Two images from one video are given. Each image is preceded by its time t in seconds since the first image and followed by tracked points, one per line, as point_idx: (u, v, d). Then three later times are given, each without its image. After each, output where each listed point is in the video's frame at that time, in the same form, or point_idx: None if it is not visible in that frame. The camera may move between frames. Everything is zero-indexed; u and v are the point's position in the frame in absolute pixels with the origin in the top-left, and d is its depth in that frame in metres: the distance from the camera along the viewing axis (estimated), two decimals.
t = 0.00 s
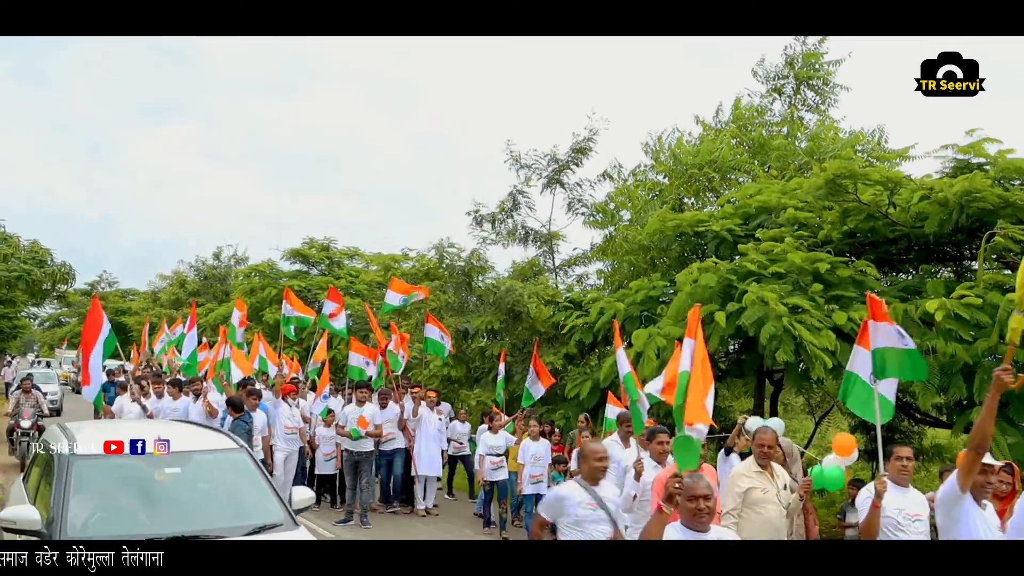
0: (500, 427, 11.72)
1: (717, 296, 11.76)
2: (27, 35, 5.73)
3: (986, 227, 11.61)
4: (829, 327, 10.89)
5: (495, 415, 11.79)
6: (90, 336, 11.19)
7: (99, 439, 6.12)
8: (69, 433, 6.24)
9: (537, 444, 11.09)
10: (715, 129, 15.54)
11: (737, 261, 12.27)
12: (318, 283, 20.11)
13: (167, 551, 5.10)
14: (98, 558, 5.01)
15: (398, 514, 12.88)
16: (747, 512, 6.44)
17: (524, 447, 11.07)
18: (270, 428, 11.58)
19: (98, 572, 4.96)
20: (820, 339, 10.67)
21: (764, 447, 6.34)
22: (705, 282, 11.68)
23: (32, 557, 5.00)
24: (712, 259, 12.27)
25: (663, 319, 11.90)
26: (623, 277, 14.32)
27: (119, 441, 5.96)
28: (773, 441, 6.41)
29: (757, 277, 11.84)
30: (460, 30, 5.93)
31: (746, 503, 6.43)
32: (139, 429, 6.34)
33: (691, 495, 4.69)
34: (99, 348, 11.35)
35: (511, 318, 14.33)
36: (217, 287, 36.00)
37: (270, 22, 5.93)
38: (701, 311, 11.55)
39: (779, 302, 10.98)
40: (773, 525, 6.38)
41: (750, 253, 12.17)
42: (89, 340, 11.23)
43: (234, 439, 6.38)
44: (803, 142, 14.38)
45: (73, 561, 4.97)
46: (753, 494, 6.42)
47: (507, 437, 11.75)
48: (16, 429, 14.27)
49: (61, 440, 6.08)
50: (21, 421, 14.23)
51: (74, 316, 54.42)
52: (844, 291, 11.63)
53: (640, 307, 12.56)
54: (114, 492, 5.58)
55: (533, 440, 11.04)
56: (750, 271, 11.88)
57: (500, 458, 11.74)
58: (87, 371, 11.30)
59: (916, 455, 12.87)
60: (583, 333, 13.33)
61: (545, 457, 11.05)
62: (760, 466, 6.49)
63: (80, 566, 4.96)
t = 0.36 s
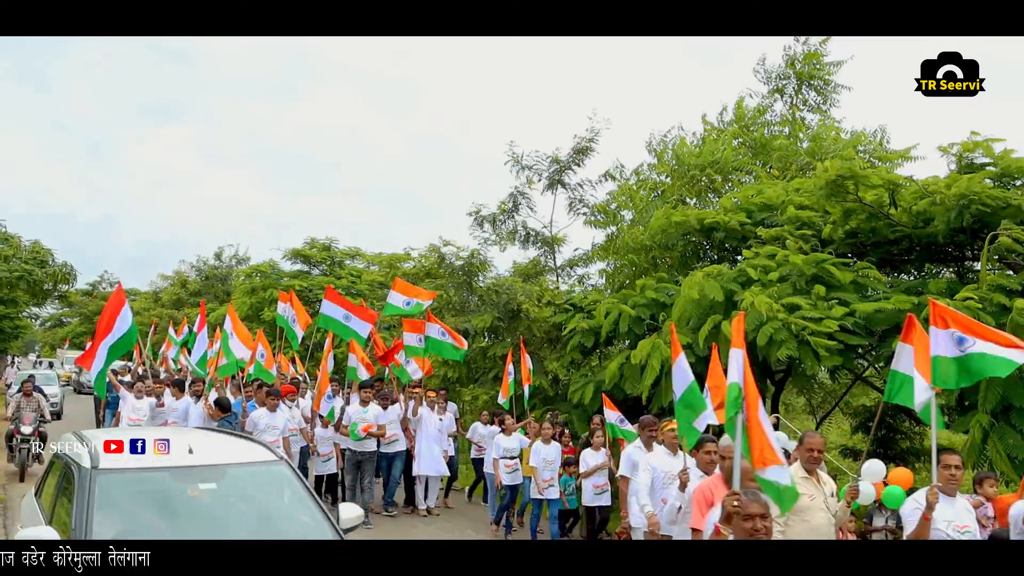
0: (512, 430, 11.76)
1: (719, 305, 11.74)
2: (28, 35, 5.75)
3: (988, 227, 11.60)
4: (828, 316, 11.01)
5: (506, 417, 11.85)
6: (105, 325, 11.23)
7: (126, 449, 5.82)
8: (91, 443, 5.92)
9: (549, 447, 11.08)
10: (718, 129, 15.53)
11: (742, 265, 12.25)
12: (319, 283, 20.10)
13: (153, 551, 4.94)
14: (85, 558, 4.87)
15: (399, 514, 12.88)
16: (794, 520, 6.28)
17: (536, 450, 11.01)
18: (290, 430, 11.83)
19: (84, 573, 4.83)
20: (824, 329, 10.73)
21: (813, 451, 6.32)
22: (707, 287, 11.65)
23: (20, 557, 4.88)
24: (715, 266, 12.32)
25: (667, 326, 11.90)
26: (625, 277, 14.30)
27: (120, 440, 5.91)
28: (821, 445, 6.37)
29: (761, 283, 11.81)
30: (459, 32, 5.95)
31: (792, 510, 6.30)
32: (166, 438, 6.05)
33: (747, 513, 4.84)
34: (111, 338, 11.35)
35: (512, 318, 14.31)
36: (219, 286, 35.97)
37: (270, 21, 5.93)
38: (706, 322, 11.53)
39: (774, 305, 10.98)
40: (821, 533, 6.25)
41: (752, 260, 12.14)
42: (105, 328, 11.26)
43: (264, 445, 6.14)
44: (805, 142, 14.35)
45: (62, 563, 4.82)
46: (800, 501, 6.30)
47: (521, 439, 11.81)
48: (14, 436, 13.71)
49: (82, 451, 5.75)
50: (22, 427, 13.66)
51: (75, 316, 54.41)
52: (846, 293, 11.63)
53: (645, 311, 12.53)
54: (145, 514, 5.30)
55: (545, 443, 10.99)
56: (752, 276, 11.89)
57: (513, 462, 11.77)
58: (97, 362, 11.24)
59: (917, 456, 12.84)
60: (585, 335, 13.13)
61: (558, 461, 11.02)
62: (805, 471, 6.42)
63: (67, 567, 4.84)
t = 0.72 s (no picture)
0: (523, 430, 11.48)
1: (724, 307, 11.70)
2: (26, 35, 5.74)
3: (993, 226, 11.56)
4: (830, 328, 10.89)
5: (515, 418, 11.56)
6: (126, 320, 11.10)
7: (160, 464, 5.41)
8: (120, 457, 5.50)
9: (568, 447, 10.64)
10: (720, 126, 15.50)
11: (745, 265, 12.21)
12: (322, 282, 20.11)
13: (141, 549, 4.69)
14: (72, 558, 4.75)
15: (403, 513, 12.87)
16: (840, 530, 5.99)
17: (553, 451, 10.61)
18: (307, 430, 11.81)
19: (72, 573, 4.72)
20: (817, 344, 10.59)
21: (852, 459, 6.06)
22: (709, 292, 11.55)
23: (8, 558, 4.88)
24: (719, 266, 12.27)
25: (670, 330, 11.83)
26: (628, 275, 14.27)
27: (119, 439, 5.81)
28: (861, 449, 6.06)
29: (767, 284, 11.76)
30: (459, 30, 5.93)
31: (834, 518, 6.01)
32: (199, 454, 5.66)
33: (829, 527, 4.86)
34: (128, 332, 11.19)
35: (514, 315, 14.29)
36: (221, 284, 36.01)
37: (267, 22, 5.88)
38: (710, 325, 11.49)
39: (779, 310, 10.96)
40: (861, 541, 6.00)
41: (756, 262, 12.02)
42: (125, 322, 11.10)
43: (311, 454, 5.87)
44: (809, 140, 14.33)
45: (49, 561, 4.80)
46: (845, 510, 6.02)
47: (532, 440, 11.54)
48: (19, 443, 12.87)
49: (110, 465, 5.32)
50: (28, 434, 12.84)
51: (79, 314, 54.48)
52: (849, 295, 11.60)
53: (648, 312, 12.49)
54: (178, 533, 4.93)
55: (563, 443, 10.60)
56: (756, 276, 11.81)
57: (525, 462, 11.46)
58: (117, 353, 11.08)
59: (921, 455, 12.80)
60: (586, 336, 13.11)
61: (576, 463, 10.67)
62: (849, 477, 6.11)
63: (55, 567, 4.77)
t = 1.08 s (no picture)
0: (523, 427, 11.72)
1: (727, 309, 11.70)
2: (25, 35, 5.76)
3: (996, 227, 11.50)
4: (832, 334, 10.85)
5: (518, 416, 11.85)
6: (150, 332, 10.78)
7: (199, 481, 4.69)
8: (150, 473, 4.83)
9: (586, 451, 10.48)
10: (724, 126, 15.47)
11: (746, 265, 12.20)
12: (325, 282, 20.13)
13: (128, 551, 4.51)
14: (59, 558, 4.85)
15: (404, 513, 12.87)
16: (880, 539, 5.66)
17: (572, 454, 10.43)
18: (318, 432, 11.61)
19: (58, 572, 4.80)
20: (818, 351, 10.57)
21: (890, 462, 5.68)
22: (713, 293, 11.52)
23: None
24: (724, 266, 12.26)
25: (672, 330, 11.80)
26: (632, 274, 14.22)
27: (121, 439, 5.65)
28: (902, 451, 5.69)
29: (769, 286, 11.74)
30: (458, 31, 5.93)
31: (876, 527, 5.66)
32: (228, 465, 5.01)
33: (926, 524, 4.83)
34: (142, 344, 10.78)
35: (516, 315, 14.28)
36: (224, 284, 36.06)
37: (266, 22, 5.89)
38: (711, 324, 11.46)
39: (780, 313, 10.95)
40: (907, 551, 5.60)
41: (756, 262, 11.98)
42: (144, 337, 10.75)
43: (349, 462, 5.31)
44: (813, 140, 14.29)
45: (34, 561, 4.86)
46: (886, 517, 5.65)
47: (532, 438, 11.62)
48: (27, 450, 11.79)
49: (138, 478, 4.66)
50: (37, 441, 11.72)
51: (83, 314, 54.59)
52: (852, 297, 11.59)
53: (651, 313, 12.50)
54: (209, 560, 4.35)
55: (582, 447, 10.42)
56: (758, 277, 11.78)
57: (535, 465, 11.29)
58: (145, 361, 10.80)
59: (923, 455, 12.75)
60: (588, 336, 13.12)
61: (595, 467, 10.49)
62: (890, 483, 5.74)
63: (41, 567, 4.83)
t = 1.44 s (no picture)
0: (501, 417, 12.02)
1: (731, 304, 11.68)
2: (25, 35, 5.74)
3: (998, 228, 11.45)
4: (836, 327, 10.86)
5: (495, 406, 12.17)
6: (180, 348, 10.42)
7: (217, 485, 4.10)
8: (184, 496, 3.88)
9: (608, 456, 9.94)
10: (726, 127, 15.43)
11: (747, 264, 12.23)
12: (328, 283, 20.16)
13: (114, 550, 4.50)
14: (46, 558, 4.69)
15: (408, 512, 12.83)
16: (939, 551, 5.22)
17: (592, 459, 9.88)
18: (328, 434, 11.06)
19: (45, 573, 4.65)
20: (825, 342, 10.57)
21: (945, 470, 5.36)
22: (715, 290, 11.55)
23: None
24: (726, 265, 12.27)
25: (672, 332, 11.87)
26: (634, 275, 14.15)
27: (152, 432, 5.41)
28: (954, 457, 5.41)
29: (771, 283, 11.74)
30: (458, 32, 5.91)
31: (938, 539, 5.23)
32: (258, 472, 4.43)
33: None
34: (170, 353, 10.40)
35: (517, 316, 14.26)
36: (227, 285, 36.19)
37: (267, 22, 5.88)
38: (712, 321, 11.47)
39: (784, 307, 10.92)
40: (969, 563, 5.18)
41: (760, 260, 12.02)
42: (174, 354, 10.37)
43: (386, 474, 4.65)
44: (817, 140, 14.25)
45: (21, 562, 4.71)
46: (944, 528, 5.24)
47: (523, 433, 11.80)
48: (37, 462, 10.82)
49: (171, 502, 3.82)
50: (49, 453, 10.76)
51: (87, 316, 54.74)
52: (854, 295, 11.56)
53: (649, 311, 12.55)
54: None
55: (603, 451, 9.89)
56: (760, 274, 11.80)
57: (549, 471, 10.74)
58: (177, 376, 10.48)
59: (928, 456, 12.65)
60: (591, 335, 13.12)
61: (616, 472, 9.94)
62: (944, 494, 5.39)
63: (27, 567, 4.69)
